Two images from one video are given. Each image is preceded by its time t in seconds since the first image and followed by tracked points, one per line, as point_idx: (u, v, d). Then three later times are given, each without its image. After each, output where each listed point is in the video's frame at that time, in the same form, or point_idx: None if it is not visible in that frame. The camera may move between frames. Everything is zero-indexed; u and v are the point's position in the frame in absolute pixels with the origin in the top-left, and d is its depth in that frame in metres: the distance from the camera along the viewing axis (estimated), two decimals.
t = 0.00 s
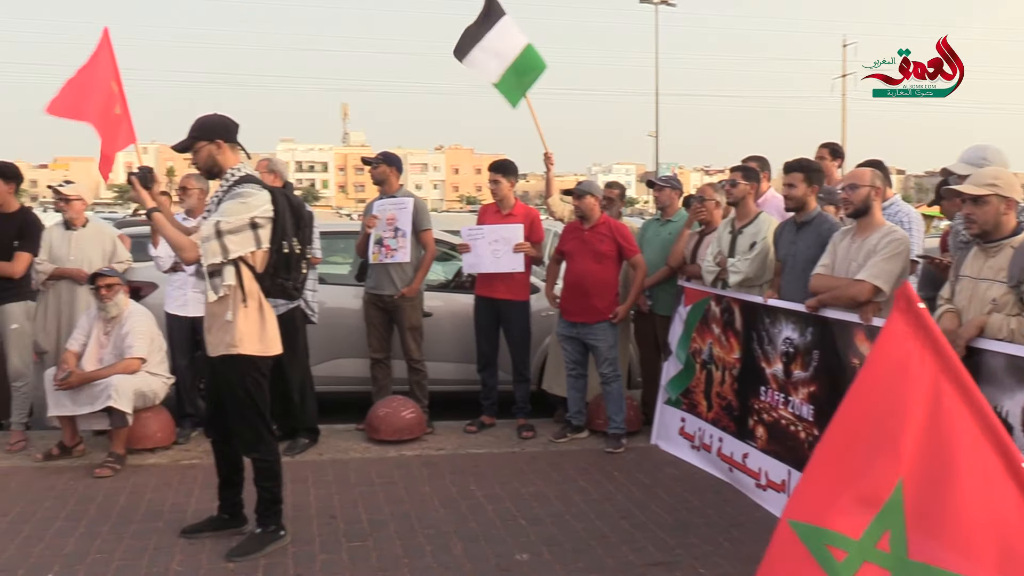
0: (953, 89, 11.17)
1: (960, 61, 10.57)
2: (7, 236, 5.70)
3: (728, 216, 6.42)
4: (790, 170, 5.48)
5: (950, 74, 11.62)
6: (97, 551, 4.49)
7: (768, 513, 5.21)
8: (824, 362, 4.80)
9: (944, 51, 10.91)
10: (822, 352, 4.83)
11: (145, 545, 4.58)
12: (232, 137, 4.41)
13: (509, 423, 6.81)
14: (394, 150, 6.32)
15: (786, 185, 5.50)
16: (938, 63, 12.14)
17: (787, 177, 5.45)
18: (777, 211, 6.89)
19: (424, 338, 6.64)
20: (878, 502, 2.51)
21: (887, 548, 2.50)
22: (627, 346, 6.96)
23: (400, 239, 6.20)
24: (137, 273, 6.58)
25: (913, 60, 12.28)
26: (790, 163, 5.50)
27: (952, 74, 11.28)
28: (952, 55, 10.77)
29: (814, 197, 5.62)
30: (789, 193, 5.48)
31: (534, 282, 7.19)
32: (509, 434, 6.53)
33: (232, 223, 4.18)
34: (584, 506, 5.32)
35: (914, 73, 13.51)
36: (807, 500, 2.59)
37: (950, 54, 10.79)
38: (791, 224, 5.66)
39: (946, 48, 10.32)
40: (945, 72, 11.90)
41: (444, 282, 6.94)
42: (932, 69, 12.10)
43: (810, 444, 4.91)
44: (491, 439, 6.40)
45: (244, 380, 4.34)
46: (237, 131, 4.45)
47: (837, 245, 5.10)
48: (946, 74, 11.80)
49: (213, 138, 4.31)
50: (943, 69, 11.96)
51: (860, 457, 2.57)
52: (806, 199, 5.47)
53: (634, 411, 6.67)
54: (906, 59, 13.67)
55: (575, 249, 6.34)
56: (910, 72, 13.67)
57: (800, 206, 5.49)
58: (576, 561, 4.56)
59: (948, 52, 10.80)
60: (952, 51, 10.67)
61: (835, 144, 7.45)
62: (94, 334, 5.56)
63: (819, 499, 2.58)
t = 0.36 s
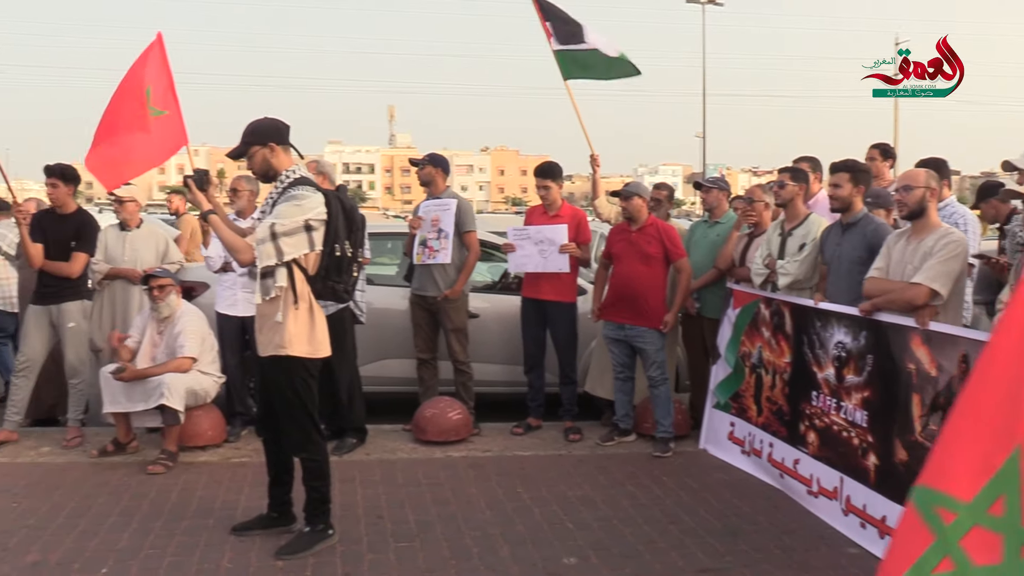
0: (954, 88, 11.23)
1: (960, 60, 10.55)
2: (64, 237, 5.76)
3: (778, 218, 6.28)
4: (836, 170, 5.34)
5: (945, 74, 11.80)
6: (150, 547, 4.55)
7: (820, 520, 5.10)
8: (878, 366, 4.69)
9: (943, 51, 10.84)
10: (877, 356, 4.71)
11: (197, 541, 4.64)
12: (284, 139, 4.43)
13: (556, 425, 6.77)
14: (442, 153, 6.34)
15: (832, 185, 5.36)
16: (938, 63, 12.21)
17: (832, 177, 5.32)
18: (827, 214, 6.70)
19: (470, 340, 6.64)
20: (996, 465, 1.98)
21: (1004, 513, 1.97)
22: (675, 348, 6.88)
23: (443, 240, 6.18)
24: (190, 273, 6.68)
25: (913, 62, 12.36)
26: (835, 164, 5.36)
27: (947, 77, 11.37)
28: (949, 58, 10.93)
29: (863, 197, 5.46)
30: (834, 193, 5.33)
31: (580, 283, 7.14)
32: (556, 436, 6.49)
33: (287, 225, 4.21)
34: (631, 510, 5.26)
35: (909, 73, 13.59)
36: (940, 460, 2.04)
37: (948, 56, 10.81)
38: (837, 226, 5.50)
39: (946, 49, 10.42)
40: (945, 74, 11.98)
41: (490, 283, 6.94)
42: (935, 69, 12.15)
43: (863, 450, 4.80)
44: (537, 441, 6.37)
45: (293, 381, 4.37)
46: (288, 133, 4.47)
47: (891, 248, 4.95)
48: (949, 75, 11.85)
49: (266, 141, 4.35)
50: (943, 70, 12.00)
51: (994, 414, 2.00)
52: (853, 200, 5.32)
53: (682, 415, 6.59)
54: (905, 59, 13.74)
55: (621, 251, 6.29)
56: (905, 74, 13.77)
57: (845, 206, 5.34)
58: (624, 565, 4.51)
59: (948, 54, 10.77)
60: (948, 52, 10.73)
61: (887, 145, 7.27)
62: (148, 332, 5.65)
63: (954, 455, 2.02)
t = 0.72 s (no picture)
0: (954, 88, 12.45)
1: (960, 62, 11.24)
2: (116, 238, 5.89)
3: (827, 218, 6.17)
4: (886, 170, 5.22)
5: (947, 75, 12.14)
6: (200, 544, 4.62)
7: (871, 527, 4.99)
8: (932, 370, 4.58)
9: (946, 52, 11.02)
10: (930, 360, 4.61)
11: (245, 539, 4.69)
12: (332, 141, 4.47)
13: (602, 427, 6.74)
14: (487, 153, 6.31)
15: (881, 186, 5.24)
16: (938, 64, 12.42)
17: (883, 178, 5.20)
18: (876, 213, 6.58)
19: (515, 341, 6.64)
20: None
21: None
22: (721, 350, 6.80)
23: (487, 241, 6.17)
24: (239, 274, 6.78)
25: (917, 61, 12.49)
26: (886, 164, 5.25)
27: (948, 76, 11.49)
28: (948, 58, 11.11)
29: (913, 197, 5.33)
30: (883, 193, 5.21)
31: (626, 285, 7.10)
32: (601, 439, 6.46)
33: (337, 227, 4.24)
34: (678, 514, 5.20)
35: (911, 73, 13.69)
36: None
37: (950, 56, 11.06)
38: (886, 227, 5.39)
39: (944, 49, 10.83)
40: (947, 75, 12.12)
41: (535, 284, 6.92)
42: (937, 70, 12.29)
43: (916, 456, 4.69)
44: (582, 443, 6.34)
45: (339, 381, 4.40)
46: (336, 134, 4.51)
47: (943, 249, 4.83)
48: (954, 75, 11.95)
49: (315, 144, 4.39)
50: (945, 71, 12.14)
51: None
52: (902, 200, 5.20)
53: (729, 418, 6.51)
54: (906, 60, 14.00)
55: (667, 252, 6.23)
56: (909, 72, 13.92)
57: (895, 207, 5.22)
58: (670, 569, 4.46)
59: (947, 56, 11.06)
60: (946, 52, 10.87)
61: (939, 143, 7.09)
62: (199, 331, 5.76)
63: None
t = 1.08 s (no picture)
0: (950, 93, 12.05)
1: (960, 63, 11.29)
2: (166, 239, 5.98)
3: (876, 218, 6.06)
4: (938, 168, 5.10)
5: (947, 75, 12.00)
6: (247, 541, 4.68)
7: (922, 534, 4.89)
8: (985, 374, 4.47)
9: (946, 52, 10.95)
10: (982, 363, 4.50)
11: (291, 536, 4.74)
12: (378, 143, 4.48)
13: (645, 429, 6.70)
14: (529, 154, 6.30)
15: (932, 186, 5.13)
16: (937, 63, 12.12)
17: (934, 177, 5.08)
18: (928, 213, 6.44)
19: (558, 342, 6.63)
20: None
21: None
22: (767, 352, 6.72)
23: (531, 244, 6.15)
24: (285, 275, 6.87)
25: (919, 60, 12.27)
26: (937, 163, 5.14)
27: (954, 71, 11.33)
28: (949, 56, 11.05)
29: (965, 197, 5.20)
30: (934, 192, 5.10)
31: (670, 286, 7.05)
32: (645, 441, 6.42)
33: (384, 229, 4.27)
34: (723, 518, 5.15)
35: (912, 70, 13.54)
36: None
37: (950, 55, 10.96)
38: (938, 227, 5.27)
39: (944, 50, 10.59)
40: (946, 74, 12.03)
41: (578, 285, 6.91)
42: (936, 68, 12.19)
43: (968, 462, 4.58)
44: (626, 445, 6.30)
45: (385, 382, 4.43)
46: (383, 136, 4.52)
47: (998, 250, 4.70)
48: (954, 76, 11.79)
49: (361, 147, 4.42)
50: (944, 69, 12.05)
51: None
52: (954, 200, 5.08)
53: (775, 421, 6.44)
54: (906, 60, 13.82)
55: (711, 254, 6.16)
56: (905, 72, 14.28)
57: (946, 207, 5.11)
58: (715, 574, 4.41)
59: (946, 56, 10.97)
60: (946, 51, 10.85)
61: (993, 141, 6.95)
62: (247, 331, 5.84)
63: None
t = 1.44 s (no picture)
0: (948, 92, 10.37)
1: (960, 61, 9.74)
2: (215, 239, 6.07)
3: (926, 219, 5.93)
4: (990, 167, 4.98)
5: (942, 76, 11.39)
6: (292, 538, 4.73)
7: (975, 540, 4.78)
8: None
9: (943, 51, 10.24)
10: None
11: (337, 534, 4.79)
12: (422, 145, 4.52)
13: (689, 431, 6.64)
14: (574, 155, 6.29)
15: (985, 185, 5.03)
16: (936, 64, 11.52)
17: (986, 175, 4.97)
18: (982, 215, 6.27)
19: (601, 342, 6.60)
20: None
21: None
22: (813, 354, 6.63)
23: (578, 244, 6.13)
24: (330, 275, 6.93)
25: (909, 62, 11.70)
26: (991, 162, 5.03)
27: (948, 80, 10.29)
28: (944, 59, 10.58)
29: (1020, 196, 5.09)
30: (987, 191, 5.00)
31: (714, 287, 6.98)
32: (689, 443, 6.36)
33: (426, 229, 4.30)
34: (769, 521, 5.08)
35: (911, 73, 12.81)
36: None
37: (950, 56, 10.24)
38: (992, 227, 5.15)
39: (947, 48, 9.75)
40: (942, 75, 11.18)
41: (622, 286, 6.87)
42: (934, 69, 11.23)
43: None
44: (670, 447, 6.26)
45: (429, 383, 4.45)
46: (427, 138, 4.55)
47: None
48: (950, 78, 10.60)
49: (405, 149, 4.45)
50: (941, 70, 11.14)
51: None
52: (1010, 198, 4.96)
53: (822, 423, 6.35)
54: (905, 59, 12.89)
55: (757, 255, 6.09)
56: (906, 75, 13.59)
57: (1000, 207, 4.99)
58: None
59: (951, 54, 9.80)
60: (945, 52, 9.77)
61: None
62: (292, 330, 5.88)
63: None
